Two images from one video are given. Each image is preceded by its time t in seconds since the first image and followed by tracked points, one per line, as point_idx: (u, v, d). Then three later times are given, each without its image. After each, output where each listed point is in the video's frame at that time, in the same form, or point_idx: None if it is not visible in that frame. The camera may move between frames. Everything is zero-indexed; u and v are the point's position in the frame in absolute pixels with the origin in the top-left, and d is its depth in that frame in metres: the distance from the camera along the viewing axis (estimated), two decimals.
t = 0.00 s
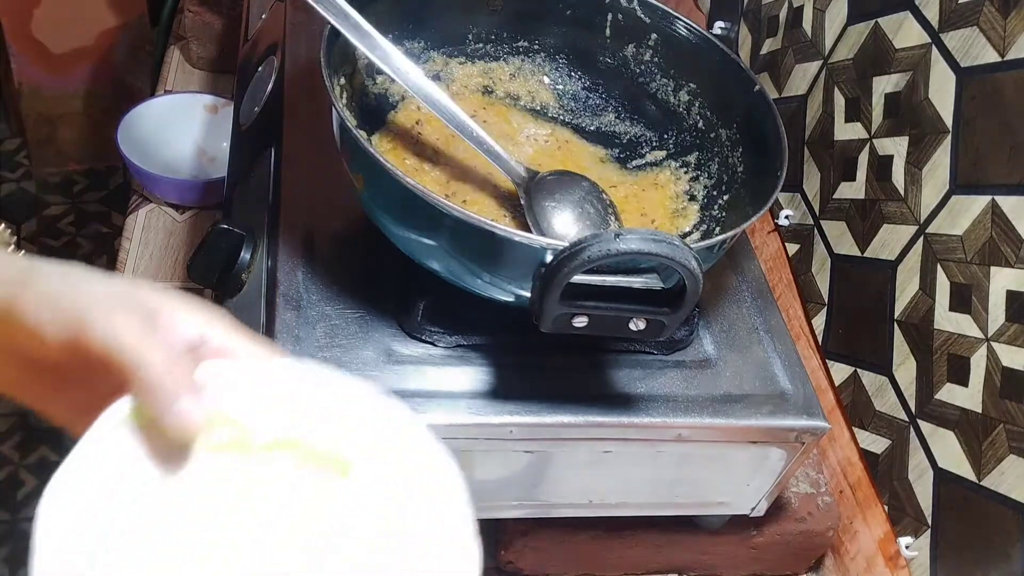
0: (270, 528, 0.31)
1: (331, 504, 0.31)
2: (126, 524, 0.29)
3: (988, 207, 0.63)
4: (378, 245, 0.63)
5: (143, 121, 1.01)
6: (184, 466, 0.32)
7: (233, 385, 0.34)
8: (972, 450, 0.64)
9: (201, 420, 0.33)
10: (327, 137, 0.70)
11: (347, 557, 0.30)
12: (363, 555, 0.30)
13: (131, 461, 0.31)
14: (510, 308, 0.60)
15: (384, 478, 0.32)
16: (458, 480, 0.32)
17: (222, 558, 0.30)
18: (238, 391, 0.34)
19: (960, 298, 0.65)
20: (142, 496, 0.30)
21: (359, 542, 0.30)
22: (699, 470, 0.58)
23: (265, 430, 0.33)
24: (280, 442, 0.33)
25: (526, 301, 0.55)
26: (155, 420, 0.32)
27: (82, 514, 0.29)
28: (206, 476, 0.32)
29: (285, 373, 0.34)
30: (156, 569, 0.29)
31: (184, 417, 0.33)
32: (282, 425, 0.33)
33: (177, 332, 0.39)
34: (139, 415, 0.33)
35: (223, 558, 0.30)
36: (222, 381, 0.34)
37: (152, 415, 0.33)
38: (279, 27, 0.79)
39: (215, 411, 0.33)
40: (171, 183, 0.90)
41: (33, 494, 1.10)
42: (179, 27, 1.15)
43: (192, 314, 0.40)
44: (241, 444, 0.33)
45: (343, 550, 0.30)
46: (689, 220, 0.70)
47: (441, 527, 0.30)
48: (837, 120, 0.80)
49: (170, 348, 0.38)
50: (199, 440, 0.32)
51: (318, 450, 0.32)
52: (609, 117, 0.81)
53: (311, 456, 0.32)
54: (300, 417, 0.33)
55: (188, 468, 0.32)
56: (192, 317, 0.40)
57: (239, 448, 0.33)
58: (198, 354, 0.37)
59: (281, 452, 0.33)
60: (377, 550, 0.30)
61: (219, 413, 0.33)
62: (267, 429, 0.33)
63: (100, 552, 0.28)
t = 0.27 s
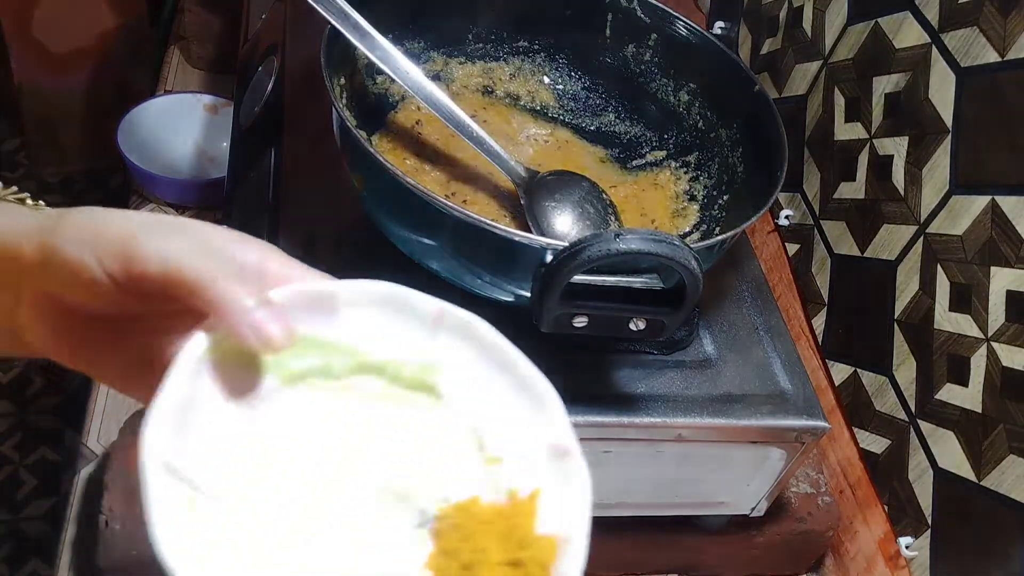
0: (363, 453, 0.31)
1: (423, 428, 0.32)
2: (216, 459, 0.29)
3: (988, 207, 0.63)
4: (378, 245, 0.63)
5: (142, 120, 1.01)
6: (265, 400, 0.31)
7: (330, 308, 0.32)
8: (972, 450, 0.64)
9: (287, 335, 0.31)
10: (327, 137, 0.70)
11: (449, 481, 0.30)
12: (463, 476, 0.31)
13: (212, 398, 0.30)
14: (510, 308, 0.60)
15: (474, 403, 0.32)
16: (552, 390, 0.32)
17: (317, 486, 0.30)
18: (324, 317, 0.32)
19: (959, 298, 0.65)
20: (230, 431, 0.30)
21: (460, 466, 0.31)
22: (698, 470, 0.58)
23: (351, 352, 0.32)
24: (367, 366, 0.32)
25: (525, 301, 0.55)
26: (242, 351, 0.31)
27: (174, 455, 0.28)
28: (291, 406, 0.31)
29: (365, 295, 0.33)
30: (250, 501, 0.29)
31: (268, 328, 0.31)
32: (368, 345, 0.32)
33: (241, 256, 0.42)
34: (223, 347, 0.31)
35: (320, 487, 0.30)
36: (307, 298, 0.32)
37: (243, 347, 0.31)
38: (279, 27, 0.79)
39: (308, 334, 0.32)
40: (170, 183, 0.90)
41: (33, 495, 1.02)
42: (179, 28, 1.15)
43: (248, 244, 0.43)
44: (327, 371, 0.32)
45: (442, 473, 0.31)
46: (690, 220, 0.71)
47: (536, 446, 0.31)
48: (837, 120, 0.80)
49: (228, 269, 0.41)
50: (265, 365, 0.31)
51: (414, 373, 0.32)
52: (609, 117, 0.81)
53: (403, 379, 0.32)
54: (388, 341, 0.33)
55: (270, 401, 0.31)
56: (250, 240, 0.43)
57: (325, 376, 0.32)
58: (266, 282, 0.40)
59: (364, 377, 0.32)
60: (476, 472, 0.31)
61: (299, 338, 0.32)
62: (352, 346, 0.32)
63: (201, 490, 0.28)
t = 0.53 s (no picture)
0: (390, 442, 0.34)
1: (436, 401, 0.35)
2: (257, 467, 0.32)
3: (988, 207, 0.63)
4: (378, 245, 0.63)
5: (142, 119, 1.01)
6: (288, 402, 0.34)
7: (331, 304, 0.34)
8: (972, 450, 0.64)
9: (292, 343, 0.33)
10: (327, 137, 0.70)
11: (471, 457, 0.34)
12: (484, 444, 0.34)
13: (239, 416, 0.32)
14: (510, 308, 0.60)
15: (479, 371, 0.36)
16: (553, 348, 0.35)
17: (350, 483, 0.33)
18: (326, 313, 0.34)
19: (959, 298, 0.65)
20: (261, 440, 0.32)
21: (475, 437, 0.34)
22: (698, 470, 0.58)
23: (360, 341, 0.35)
24: (374, 350, 0.35)
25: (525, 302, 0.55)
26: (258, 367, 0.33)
27: (218, 485, 0.30)
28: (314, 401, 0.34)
29: (364, 284, 0.34)
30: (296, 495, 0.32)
31: (271, 341, 0.33)
32: (374, 333, 0.35)
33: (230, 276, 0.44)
34: (237, 367, 0.32)
35: (355, 477, 0.33)
36: (309, 297, 0.34)
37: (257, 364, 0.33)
38: (279, 27, 0.79)
39: (317, 332, 0.34)
40: (169, 183, 0.90)
41: (34, 494, 1.02)
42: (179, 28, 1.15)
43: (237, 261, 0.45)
44: (336, 364, 0.35)
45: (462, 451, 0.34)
46: (691, 219, 0.71)
47: (542, 401, 0.35)
48: (837, 120, 0.80)
49: (211, 274, 0.43)
50: (278, 372, 0.33)
51: (419, 349, 0.35)
52: (609, 117, 0.82)
53: (410, 355, 0.35)
54: (389, 326, 0.35)
55: (293, 401, 0.34)
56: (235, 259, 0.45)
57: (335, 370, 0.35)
58: (254, 288, 0.43)
59: (373, 361, 0.35)
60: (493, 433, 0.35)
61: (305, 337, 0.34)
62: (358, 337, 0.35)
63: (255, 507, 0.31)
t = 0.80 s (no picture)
0: (395, 406, 0.38)
1: (436, 364, 0.40)
2: (274, 440, 0.35)
3: (988, 206, 0.63)
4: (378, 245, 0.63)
5: (142, 119, 1.00)
6: (294, 373, 0.37)
7: (324, 277, 0.37)
8: (972, 450, 0.64)
9: (287, 313, 0.35)
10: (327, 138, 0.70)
11: (473, 415, 0.38)
12: (487, 400, 0.39)
13: (249, 394, 0.35)
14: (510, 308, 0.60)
15: (474, 331, 0.40)
16: (544, 303, 0.39)
17: (362, 444, 0.37)
18: (321, 286, 0.37)
19: (959, 298, 0.65)
20: (271, 414, 0.36)
21: (476, 395, 0.39)
22: (698, 470, 0.58)
23: (359, 310, 0.39)
24: (370, 319, 0.39)
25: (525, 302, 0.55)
26: (257, 346, 0.36)
27: (239, 465, 0.33)
28: (320, 370, 0.38)
29: (353, 255, 0.38)
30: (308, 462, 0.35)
31: (271, 311, 0.34)
32: (371, 303, 0.39)
33: (210, 252, 0.49)
34: (239, 348, 0.35)
35: (366, 441, 0.37)
36: (303, 273, 0.36)
37: (257, 342, 0.35)
38: (279, 27, 0.79)
39: (317, 306, 0.37)
40: (169, 183, 0.90)
41: (35, 494, 1.02)
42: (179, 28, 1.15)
43: (215, 237, 0.49)
44: (336, 335, 0.38)
45: (466, 410, 0.38)
46: (692, 219, 0.71)
47: (535, 354, 0.39)
48: (837, 120, 0.80)
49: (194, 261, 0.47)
50: (275, 349, 0.36)
51: (414, 315, 0.40)
52: (608, 117, 0.82)
53: (405, 321, 0.40)
54: (382, 296, 0.39)
55: (298, 373, 0.37)
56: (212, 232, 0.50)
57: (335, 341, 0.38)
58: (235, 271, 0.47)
59: (371, 328, 0.39)
60: (494, 388, 0.39)
61: (304, 311, 0.37)
62: (355, 307, 0.39)
63: (277, 483, 0.34)
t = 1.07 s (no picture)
0: (389, 398, 0.38)
1: (433, 354, 0.40)
2: (264, 436, 0.35)
3: (989, 206, 0.63)
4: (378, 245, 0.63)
5: (142, 119, 1.00)
6: (283, 366, 0.37)
7: (313, 267, 0.37)
8: (972, 450, 0.64)
9: (268, 301, 0.34)
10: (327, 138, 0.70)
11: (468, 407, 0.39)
12: (486, 390, 0.39)
13: (238, 390, 0.35)
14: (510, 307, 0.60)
15: (471, 319, 0.40)
16: (544, 289, 0.39)
17: (356, 436, 0.37)
18: (310, 275, 0.37)
19: (959, 298, 0.65)
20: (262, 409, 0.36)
21: (473, 386, 0.39)
22: (697, 470, 0.58)
23: (351, 300, 0.39)
24: (364, 308, 0.39)
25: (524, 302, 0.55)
26: (242, 339, 0.36)
27: (225, 464, 0.33)
28: (313, 361, 0.38)
29: (341, 243, 0.37)
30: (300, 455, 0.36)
31: (249, 300, 0.34)
32: (365, 291, 0.39)
33: (196, 244, 0.48)
34: (223, 343, 0.35)
35: (360, 432, 0.37)
36: (289, 264, 0.36)
37: (240, 336, 0.36)
38: (279, 27, 0.79)
39: (306, 295, 0.38)
40: (169, 183, 0.90)
41: (34, 494, 1.02)
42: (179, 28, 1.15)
43: (202, 228, 0.49)
44: (328, 325, 0.38)
45: (462, 401, 0.39)
46: (692, 219, 0.71)
47: (535, 341, 0.40)
48: (837, 120, 0.80)
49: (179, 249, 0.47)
50: (258, 342, 0.36)
51: (409, 302, 0.40)
52: (609, 117, 0.82)
53: (400, 309, 0.40)
54: (376, 284, 0.39)
55: (289, 365, 0.37)
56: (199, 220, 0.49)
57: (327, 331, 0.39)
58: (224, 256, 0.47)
59: (365, 317, 0.39)
60: (493, 377, 0.40)
61: (293, 302, 0.37)
62: (347, 297, 0.39)
63: (265, 481, 0.34)
